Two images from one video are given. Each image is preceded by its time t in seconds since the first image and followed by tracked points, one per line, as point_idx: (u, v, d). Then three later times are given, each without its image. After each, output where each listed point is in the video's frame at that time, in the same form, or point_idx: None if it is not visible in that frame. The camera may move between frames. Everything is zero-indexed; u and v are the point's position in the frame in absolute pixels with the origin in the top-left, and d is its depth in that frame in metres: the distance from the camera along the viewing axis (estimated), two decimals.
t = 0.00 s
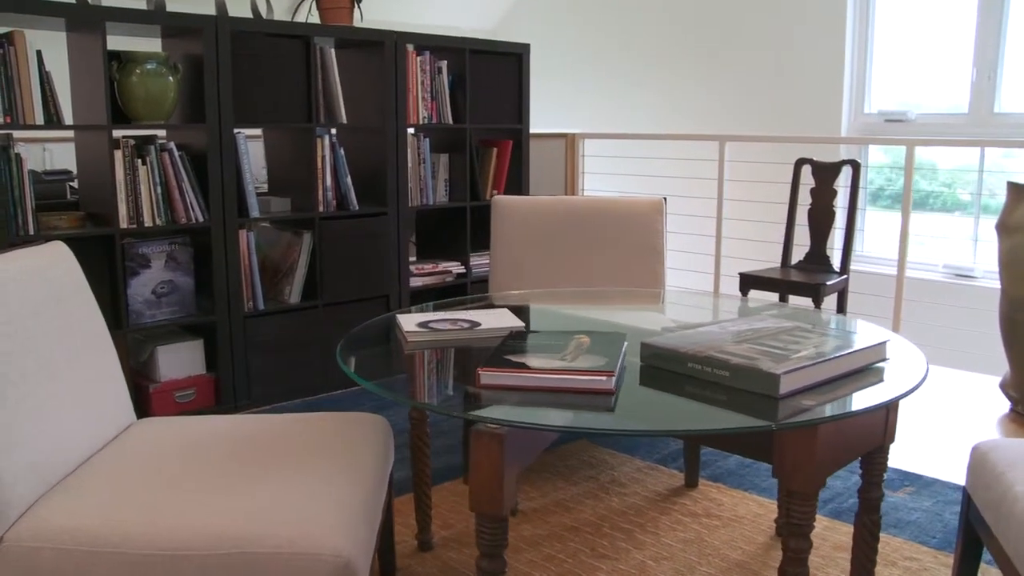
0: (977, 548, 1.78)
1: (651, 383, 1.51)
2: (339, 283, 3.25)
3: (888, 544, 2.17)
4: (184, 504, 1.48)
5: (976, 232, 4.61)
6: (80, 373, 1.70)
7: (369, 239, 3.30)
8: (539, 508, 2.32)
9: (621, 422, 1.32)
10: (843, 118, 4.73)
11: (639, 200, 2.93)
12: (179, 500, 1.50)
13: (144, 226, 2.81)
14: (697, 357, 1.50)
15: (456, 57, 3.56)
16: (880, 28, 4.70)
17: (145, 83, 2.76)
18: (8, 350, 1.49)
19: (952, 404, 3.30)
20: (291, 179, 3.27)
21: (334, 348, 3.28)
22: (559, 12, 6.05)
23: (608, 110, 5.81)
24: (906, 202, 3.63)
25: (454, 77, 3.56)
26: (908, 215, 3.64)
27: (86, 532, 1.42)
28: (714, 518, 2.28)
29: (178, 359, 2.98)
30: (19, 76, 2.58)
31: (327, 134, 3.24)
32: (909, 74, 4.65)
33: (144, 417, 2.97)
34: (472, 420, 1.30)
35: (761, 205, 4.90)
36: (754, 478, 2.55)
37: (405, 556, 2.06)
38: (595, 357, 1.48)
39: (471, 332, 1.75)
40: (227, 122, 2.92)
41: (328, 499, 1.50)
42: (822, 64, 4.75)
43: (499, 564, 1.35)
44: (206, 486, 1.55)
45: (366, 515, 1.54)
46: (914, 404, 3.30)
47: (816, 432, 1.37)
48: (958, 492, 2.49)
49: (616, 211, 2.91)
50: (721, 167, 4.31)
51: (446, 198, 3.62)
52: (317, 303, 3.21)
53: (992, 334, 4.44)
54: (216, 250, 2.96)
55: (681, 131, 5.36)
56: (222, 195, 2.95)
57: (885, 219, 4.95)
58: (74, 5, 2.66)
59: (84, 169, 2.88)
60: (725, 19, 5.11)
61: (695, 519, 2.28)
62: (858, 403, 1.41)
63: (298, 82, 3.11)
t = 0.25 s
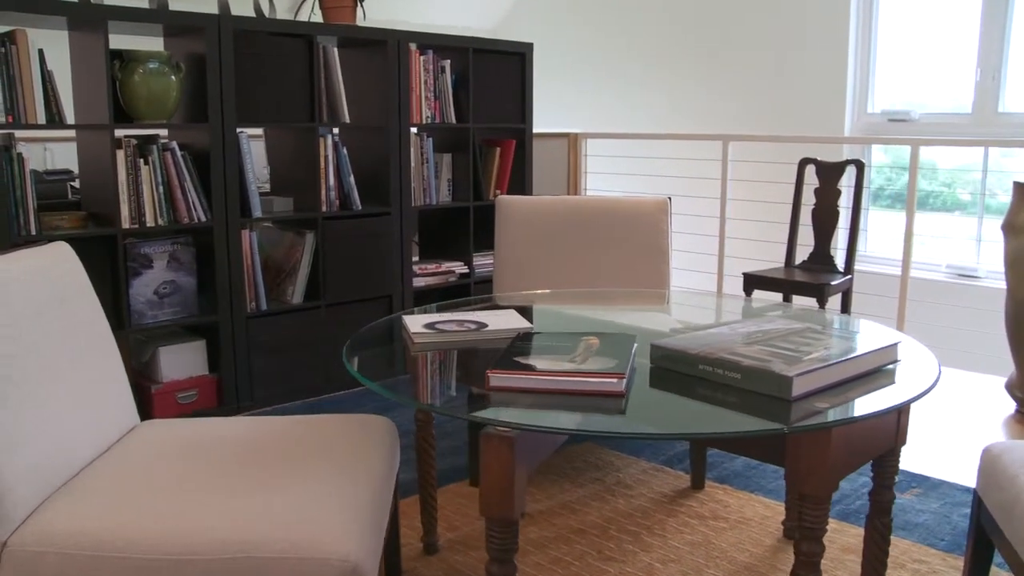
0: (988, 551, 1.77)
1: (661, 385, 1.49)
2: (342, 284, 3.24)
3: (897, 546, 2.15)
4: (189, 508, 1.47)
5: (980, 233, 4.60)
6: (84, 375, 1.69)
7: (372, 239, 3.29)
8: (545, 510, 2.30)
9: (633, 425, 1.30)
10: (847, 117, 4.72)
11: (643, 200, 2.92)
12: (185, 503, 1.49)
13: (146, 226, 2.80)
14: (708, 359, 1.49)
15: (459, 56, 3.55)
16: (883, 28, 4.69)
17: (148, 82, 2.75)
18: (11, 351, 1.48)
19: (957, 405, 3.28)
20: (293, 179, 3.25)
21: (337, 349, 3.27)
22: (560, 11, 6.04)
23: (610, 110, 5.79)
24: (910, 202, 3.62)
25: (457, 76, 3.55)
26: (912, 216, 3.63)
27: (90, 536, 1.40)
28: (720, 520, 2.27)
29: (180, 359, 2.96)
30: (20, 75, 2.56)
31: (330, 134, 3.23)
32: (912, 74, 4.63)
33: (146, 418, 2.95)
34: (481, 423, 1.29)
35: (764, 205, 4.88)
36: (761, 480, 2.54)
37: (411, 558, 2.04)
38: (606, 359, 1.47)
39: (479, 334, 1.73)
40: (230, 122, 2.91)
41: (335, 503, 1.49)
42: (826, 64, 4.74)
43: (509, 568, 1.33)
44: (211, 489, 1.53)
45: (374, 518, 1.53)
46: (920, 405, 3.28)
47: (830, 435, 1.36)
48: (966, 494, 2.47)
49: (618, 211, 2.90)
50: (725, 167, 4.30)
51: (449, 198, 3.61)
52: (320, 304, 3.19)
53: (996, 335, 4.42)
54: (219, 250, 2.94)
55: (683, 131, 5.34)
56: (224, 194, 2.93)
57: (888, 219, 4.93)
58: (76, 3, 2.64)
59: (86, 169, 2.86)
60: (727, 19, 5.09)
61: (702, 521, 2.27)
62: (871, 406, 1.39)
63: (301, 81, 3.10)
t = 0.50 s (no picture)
0: (1000, 554, 1.75)
1: (672, 387, 1.48)
2: (345, 284, 3.22)
3: (906, 549, 2.14)
4: (195, 512, 1.45)
5: (984, 233, 4.57)
6: (88, 377, 1.67)
7: (376, 239, 3.27)
8: (552, 513, 2.29)
9: (646, 429, 1.28)
10: (850, 117, 4.71)
11: (648, 200, 2.91)
12: (191, 508, 1.47)
13: (149, 226, 2.78)
14: (721, 361, 1.47)
15: (462, 55, 3.53)
16: (887, 28, 4.67)
17: (150, 82, 2.73)
18: (15, 354, 1.46)
19: (964, 406, 3.26)
20: (296, 178, 3.23)
21: (340, 350, 3.25)
22: (562, 11, 6.02)
23: (613, 109, 5.78)
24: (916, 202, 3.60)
25: (461, 75, 3.54)
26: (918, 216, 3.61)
27: (95, 540, 1.39)
28: (728, 523, 2.26)
29: (183, 360, 2.94)
30: (22, 74, 2.54)
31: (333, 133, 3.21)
32: (916, 73, 4.62)
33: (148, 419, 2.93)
34: (491, 426, 1.27)
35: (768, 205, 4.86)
36: (768, 482, 2.52)
37: (418, 561, 2.03)
38: (617, 361, 1.45)
39: (487, 335, 1.72)
40: (233, 121, 2.89)
41: (343, 507, 1.47)
42: (829, 64, 4.72)
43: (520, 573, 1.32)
44: (217, 493, 1.52)
45: (382, 522, 1.51)
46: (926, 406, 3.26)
47: (845, 439, 1.34)
48: (974, 495, 2.46)
49: (622, 211, 2.89)
50: (729, 166, 4.28)
51: (453, 198, 3.60)
52: (323, 304, 3.18)
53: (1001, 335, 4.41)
54: (222, 250, 2.93)
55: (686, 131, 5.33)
56: (227, 194, 2.91)
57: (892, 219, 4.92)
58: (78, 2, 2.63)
59: (88, 169, 2.85)
60: (730, 18, 5.08)
61: (710, 523, 2.25)
62: (887, 408, 1.38)
63: (304, 80, 3.08)
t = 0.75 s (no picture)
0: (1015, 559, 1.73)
1: (686, 391, 1.46)
2: (349, 285, 3.20)
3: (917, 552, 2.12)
4: (203, 518, 1.43)
5: (989, 233, 4.54)
6: (93, 379, 1.65)
7: (380, 239, 3.25)
8: (560, 516, 2.27)
9: (662, 433, 1.27)
10: (855, 117, 4.69)
11: (654, 200, 2.89)
12: (199, 513, 1.45)
13: (152, 226, 2.76)
14: (736, 364, 1.45)
15: (467, 54, 3.51)
16: (891, 27, 4.66)
17: (154, 81, 2.71)
18: (20, 357, 1.44)
19: (971, 407, 3.25)
20: (300, 178, 3.22)
21: (344, 351, 3.23)
22: (565, 10, 6.00)
23: (616, 109, 5.76)
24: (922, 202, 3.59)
25: (465, 75, 3.52)
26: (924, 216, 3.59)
27: (101, 547, 1.37)
28: (737, 526, 2.24)
29: (186, 362, 2.93)
30: (25, 73, 2.52)
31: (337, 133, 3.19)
32: (921, 73, 4.60)
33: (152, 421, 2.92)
34: (505, 431, 1.25)
35: (772, 205, 4.85)
36: (777, 484, 2.51)
37: (425, 565, 2.01)
38: (631, 364, 1.43)
39: (497, 337, 1.69)
40: (237, 121, 2.87)
41: (353, 512, 1.45)
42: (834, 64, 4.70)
43: None
44: (224, 498, 1.50)
45: (392, 527, 1.49)
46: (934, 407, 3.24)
47: (863, 443, 1.32)
48: (985, 498, 2.44)
49: (626, 212, 2.88)
50: (733, 166, 4.27)
51: (457, 198, 3.58)
52: (327, 305, 3.16)
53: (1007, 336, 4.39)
54: (225, 250, 2.90)
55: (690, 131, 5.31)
56: (231, 194, 2.89)
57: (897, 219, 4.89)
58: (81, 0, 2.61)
59: (90, 168, 2.83)
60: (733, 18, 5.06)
61: (719, 526, 2.24)
62: (905, 412, 1.36)
63: (308, 80, 3.06)
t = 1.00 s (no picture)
0: None
1: (702, 395, 1.44)
2: (354, 286, 3.18)
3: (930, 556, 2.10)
4: (211, 525, 1.41)
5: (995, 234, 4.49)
6: (100, 383, 1.63)
7: (385, 241, 3.23)
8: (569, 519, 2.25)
9: (680, 438, 1.25)
10: (860, 117, 4.67)
11: (662, 201, 2.87)
12: (208, 520, 1.43)
13: (156, 227, 2.74)
14: (752, 368, 1.43)
15: (473, 54, 3.50)
16: (897, 27, 4.64)
17: (158, 81, 2.69)
18: (25, 361, 1.42)
19: (980, 409, 3.23)
20: (305, 179, 3.20)
21: (349, 353, 3.21)
22: (568, 10, 5.99)
23: (620, 109, 5.74)
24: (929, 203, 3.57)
25: (470, 75, 3.51)
26: (931, 217, 3.58)
27: (108, 555, 1.35)
28: (748, 530, 2.22)
29: (190, 364, 2.91)
30: (29, 73, 2.50)
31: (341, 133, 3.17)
32: (926, 73, 4.58)
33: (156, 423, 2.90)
34: (521, 436, 1.23)
35: (776, 205, 4.83)
36: (787, 487, 2.49)
37: (434, 570, 1.99)
38: (646, 368, 1.41)
39: (509, 340, 1.68)
40: (241, 121, 2.86)
41: (364, 519, 1.43)
42: (839, 64, 4.69)
43: None
44: (232, 505, 1.48)
45: (403, 534, 1.47)
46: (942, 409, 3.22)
47: (883, 448, 1.30)
48: (996, 502, 2.42)
49: (631, 212, 2.86)
50: (738, 167, 4.25)
51: (462, 198, 3.57)
52: (332, 306, 3.14)
53: (1013, 337, 4.37)
54: (230, 251, 2.88)
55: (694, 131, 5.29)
56: (235, 194, 2.87)
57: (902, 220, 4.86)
58: None
59: (94, 169, 2.81)
60: (738, 18, 5.04)
61: (729, 530, 2.22)
62: (925, 417, 1.34)
63: (313, 80, 3.05)
